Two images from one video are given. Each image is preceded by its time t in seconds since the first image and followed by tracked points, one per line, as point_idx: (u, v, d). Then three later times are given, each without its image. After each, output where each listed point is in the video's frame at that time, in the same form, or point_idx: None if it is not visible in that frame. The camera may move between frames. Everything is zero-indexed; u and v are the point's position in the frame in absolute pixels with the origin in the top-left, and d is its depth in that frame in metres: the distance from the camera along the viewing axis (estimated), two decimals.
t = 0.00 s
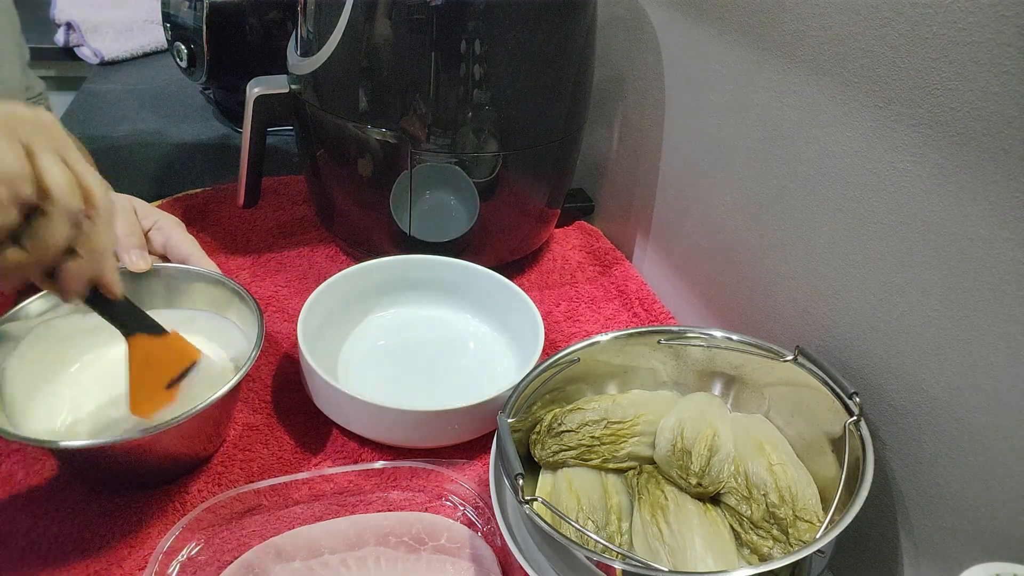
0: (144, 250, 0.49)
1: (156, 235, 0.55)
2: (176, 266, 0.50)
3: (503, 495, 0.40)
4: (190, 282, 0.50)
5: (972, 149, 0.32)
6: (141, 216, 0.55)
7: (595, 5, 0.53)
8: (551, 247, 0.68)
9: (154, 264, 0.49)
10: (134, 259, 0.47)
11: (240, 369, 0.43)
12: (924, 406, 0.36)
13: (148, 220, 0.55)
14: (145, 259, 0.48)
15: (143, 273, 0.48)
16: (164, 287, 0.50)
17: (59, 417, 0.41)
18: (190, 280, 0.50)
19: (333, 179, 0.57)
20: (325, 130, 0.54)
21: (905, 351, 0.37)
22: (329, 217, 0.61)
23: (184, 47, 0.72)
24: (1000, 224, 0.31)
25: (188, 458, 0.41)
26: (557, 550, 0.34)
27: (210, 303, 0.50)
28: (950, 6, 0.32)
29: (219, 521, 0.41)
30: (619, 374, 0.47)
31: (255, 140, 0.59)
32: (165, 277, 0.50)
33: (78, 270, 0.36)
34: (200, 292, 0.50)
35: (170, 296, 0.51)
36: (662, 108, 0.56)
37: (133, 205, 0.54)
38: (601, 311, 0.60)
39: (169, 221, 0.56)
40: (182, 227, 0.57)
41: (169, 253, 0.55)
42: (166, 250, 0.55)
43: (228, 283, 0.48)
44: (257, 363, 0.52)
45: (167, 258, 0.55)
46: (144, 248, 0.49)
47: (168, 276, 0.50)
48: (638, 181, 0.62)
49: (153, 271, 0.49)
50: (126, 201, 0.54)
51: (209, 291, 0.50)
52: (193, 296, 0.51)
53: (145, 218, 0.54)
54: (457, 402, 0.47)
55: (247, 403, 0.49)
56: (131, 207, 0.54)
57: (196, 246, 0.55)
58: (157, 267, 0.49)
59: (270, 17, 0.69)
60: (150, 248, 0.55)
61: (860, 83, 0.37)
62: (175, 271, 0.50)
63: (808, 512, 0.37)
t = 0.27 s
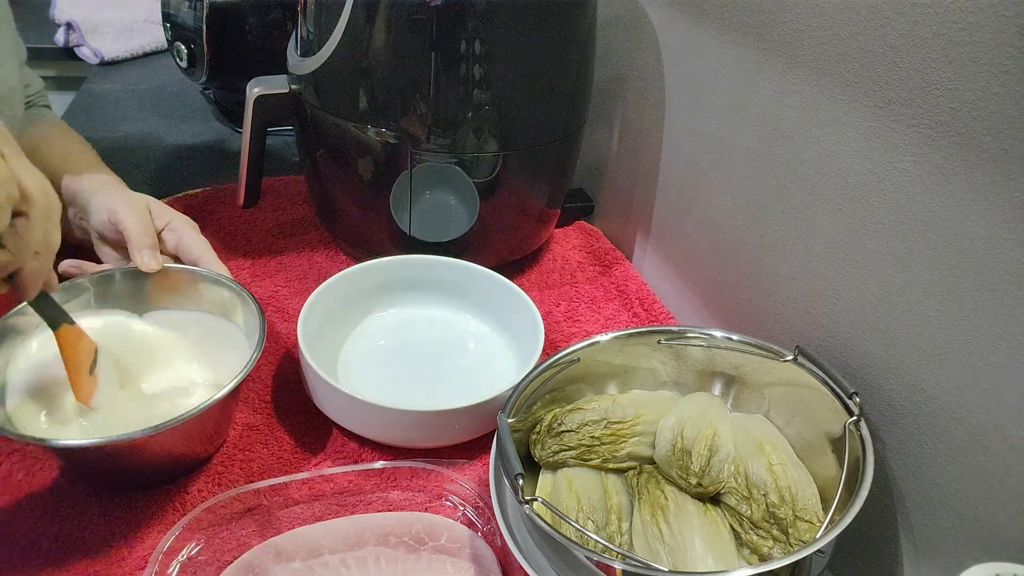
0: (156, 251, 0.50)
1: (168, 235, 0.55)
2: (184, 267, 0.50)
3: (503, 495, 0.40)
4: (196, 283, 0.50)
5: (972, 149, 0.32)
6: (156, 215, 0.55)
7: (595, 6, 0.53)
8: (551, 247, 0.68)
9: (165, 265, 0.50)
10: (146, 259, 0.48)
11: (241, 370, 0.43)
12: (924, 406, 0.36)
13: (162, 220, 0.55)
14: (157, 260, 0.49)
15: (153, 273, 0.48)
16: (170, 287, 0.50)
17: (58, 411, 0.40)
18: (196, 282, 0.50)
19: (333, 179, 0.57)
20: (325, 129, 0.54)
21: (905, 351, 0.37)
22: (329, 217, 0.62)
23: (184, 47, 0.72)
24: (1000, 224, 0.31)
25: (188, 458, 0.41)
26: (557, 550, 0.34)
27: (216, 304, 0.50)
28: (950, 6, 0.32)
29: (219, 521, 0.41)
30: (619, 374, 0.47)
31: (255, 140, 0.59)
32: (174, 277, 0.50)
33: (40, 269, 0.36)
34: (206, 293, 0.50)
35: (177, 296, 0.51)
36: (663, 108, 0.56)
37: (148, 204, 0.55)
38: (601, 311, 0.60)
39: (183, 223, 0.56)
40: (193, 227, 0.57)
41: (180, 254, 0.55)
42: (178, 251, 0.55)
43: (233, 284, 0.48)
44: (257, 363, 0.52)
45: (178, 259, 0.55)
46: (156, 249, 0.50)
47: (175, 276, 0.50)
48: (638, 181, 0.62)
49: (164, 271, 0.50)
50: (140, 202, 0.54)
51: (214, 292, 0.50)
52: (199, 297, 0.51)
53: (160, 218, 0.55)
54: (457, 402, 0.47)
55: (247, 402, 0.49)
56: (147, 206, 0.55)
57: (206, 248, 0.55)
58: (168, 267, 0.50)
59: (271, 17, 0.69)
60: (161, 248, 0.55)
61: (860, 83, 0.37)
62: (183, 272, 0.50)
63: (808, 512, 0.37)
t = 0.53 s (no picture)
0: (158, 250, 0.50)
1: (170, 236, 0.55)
2: (185, 268, 0.50)
3: (503, 495, 0.40)
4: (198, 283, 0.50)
5: (972, 149, 0.32)
6: (158, 215, 0.55)
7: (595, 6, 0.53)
8: (551, 247, 0.68)
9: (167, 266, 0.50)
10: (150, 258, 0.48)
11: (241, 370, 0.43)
12: (924, 406, 0.36)
13: (163, 220, 0.55)
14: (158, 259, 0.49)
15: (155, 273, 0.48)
16: (171, 286, 0.50)
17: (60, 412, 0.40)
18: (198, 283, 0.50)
19: (333, 178, 0.57)
20: (325, 129, 0.54)
21: (905, 351, 0.37)
22: (329, 217, 0.62)
23: (184, 47, 0.72)
24: (1000, 224, 0.31)
25: (188, 458, 0.41)
26: (557, 550, 0.34)
27: (218, 306, 0.50)
28: (950, 6, 0.32)
29: (219, 521, 0.41)
30: (619, 374, 0.47)
31: (255, 140, 0.59)
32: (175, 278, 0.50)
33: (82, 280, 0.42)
34: (207, 293, 0.50)
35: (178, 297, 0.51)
36: (663, 108, 0.56)
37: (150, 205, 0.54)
38: (601, 311, 0.60)
39: (186, 223, 0.56)
40: (195, 226, 0.56)
41: (182, 254, 0.55)
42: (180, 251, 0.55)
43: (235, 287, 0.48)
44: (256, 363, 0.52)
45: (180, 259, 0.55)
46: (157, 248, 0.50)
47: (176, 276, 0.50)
48: (637, 181, 0.62)
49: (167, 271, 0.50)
50: (142, 202, 0.54)
51: (216, 292, 0.50)
52: (201, 298, 0.51)
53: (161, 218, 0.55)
54: (457, 402, 0.47)
55: (247, 403, 0.49)
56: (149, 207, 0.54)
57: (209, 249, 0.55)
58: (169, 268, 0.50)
59: (271, 17, 0.69)
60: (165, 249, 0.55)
61: (860, 83, 0.37)
62: (184, 272, 0.50)
63: (808, 512, 0.37)
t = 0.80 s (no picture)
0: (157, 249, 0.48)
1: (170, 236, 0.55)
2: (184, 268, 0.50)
3: (503, 495, 0.40)
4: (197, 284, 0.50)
5: (972, 149, 0.32)
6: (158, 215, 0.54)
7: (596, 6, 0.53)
8: (551, 246, 0.68)
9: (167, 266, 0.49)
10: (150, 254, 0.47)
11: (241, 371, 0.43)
12: (924, 406, 0.36)
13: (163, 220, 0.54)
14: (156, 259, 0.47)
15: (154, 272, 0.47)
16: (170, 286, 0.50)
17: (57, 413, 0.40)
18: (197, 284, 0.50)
19: (333, 178, 0.57)
20: (325, 128, 0.53)
21: (905, 351, 0.37)
22: (329, 217, 0.62)
23: (184, 47, 0.72)
24: (1000, 224, 0.31)
25: (188, 458, 0.41)
26: (557, 550, 0.34)
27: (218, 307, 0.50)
28: (951, 6, 0.32)
29: (220, 521, 0.41)
30: (619, 374, 0.47)
31: (255, 139, 0.59)
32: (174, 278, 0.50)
33: None
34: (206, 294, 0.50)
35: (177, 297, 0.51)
36: (663, 108, 0.56)
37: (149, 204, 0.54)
38: (601, 311, 0.60)
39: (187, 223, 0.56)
40: (195, 227, 0.56)
41: (182, 254, 0.55)
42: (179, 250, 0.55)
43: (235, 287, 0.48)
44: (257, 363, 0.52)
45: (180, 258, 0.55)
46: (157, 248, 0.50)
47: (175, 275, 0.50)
48: (637, 181, 0.62)
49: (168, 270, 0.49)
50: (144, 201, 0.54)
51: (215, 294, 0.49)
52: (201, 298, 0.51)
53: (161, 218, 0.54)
54: (457, 402, 0.47)
55: (247, 403, 0.49)
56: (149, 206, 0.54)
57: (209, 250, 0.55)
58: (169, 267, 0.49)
59: (271, 17, 0.69)
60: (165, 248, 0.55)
61: (860, 83, 0.37)
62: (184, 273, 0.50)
63: (808, 512, 0.37)
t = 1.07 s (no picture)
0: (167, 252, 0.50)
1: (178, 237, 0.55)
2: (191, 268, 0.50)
3: (503, 495, 0.40)
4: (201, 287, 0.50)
5: (972, 149, 0.32)
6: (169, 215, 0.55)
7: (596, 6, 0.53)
8: (551, 247, 0.68)
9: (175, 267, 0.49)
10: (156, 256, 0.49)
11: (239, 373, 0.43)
12: (924, 406, 0.36)
13: (173, 220, 0.55)
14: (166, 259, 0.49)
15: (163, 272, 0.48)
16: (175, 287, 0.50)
17: (59, 410, 0.40)
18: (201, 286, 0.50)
19: (333, 178, 0.57)
20: (325, 128, 0.53)
21: (905, 351, 0.37)
22: (329, 217, 0.62)
23: (184, 47, 0.72)
24: (1000, 224, 0.31)
25: (188, 457, 0.41)
26: (557, 550, 0.34)
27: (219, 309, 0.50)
28: (951, 6, 0.32)
29: (219, 521, 0.41)
30: (619, 374, 0.47)
31: (255, 139, 0.59)
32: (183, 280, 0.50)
33: None
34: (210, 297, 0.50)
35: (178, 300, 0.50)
36: (663, 108, 0.56)
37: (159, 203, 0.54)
38: (601, 311, 0.60)
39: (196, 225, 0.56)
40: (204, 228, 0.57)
41: (190, 255, 0.55)
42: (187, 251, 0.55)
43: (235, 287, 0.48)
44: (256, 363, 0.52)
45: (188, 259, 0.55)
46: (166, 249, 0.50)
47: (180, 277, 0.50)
48: (637, 181, 0.62)
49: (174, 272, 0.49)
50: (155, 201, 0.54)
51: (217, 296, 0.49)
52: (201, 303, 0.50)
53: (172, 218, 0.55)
54: (457, 402, 0.47)
55: (247, 403, 0.49)
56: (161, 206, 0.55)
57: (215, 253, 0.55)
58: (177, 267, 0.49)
59: (271, 16, 0.69)
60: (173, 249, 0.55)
61: (860, 83, 0.37)
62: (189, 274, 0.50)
63: (808, 512, 0.37)
